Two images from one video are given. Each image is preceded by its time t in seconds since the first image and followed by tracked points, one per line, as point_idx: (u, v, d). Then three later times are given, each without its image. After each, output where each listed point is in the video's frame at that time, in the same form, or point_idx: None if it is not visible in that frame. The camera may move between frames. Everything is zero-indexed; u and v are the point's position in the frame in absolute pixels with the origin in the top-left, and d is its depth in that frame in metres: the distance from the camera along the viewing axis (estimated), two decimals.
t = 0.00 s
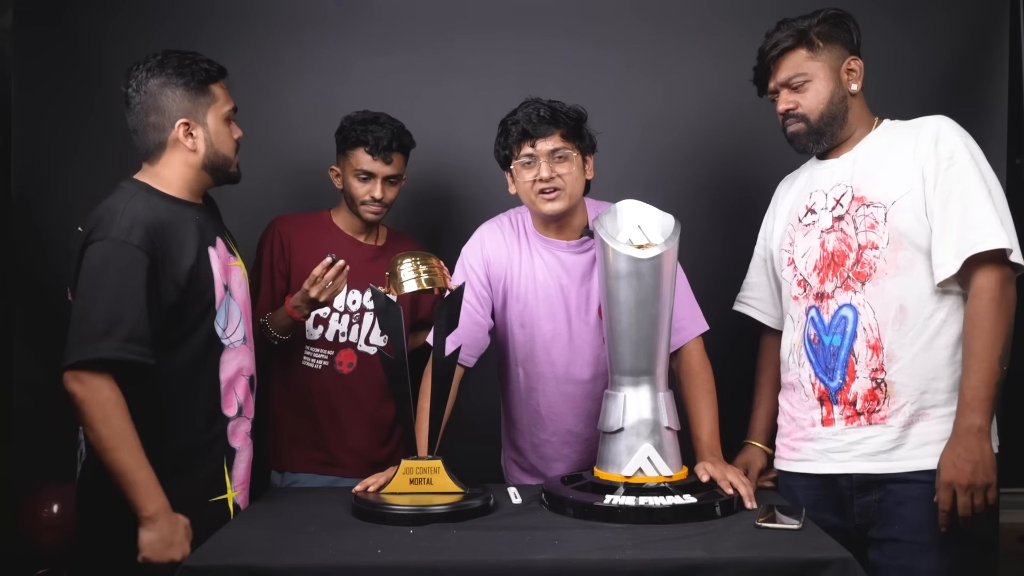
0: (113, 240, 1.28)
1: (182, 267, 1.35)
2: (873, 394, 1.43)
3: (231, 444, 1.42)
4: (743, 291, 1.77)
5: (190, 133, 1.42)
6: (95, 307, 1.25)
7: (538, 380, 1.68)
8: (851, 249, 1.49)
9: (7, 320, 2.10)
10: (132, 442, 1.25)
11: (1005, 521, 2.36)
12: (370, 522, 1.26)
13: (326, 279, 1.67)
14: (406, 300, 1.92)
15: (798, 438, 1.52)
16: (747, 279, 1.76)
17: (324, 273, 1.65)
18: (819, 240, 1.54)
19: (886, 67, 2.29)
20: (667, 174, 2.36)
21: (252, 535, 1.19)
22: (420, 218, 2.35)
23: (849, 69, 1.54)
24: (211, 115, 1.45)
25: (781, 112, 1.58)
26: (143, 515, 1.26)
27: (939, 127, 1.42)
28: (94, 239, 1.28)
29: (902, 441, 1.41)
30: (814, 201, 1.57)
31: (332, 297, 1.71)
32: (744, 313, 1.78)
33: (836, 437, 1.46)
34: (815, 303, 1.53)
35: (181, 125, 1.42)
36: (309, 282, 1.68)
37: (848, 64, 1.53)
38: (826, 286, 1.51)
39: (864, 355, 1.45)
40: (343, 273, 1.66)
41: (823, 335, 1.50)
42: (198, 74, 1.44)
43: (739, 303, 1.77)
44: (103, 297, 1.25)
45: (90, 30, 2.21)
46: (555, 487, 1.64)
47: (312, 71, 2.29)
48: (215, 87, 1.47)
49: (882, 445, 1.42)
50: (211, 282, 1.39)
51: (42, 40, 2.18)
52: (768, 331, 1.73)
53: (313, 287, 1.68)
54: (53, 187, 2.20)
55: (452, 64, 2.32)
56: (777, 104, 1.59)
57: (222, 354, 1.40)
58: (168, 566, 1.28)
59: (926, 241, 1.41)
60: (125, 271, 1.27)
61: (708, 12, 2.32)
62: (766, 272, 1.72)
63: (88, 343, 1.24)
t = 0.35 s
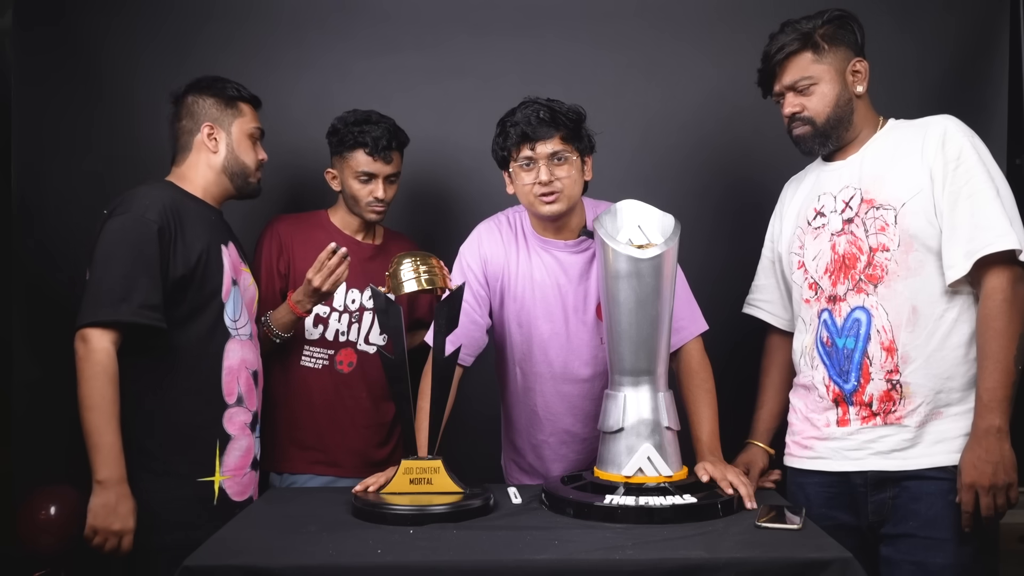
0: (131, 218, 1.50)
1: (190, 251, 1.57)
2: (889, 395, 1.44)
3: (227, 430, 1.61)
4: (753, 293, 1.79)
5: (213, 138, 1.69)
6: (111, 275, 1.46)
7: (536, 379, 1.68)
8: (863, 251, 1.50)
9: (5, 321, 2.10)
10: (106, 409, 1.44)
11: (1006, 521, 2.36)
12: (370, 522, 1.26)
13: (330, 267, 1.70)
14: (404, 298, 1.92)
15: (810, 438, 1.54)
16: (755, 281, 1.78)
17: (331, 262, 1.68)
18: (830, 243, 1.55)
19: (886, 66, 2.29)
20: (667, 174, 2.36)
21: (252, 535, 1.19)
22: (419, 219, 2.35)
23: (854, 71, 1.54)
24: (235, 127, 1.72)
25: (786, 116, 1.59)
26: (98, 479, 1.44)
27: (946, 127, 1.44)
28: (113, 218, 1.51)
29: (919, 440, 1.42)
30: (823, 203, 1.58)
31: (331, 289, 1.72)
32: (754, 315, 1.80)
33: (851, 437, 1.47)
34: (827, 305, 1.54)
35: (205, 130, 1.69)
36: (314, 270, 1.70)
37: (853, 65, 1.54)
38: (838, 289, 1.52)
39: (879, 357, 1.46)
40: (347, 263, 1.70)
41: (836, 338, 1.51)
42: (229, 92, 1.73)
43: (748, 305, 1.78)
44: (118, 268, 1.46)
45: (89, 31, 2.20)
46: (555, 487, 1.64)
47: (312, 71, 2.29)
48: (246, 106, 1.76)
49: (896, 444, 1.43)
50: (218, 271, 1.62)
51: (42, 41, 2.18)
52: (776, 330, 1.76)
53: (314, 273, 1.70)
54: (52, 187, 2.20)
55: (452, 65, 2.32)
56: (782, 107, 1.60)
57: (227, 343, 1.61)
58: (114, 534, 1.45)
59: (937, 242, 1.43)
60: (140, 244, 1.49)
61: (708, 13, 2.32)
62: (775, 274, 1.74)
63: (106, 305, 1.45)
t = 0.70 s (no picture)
0: (148, 196, 1.57)
1: (201, 234, 1.63)
2: (900, 396, 1.44)
3: (209, 421, 1.62)
4: (767, 292, 1.78)
5: (235, 148, 1.78)
6: (125, 247, 1.52)
7: (536, 379, 1.68)
8: (877, 252, 1.49)
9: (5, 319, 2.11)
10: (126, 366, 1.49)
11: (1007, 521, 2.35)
12: (370, 522, 1.26)
13: (313, 272, 1.68)
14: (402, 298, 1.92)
15: (823, 437, 1.54)
16: (771, 281, 1.78)
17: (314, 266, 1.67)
18: (845, 243, 1.55)
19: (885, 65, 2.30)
20: (667, 174, 2.36)
21: (251, 535, 1.19)
22: (420, 218, 2.35)
23: (873, 72, 1.54)
24: (261, 143, 1.79)
25: (803, 115, 1.58)
26: (132, 437, 1.49)
27: (963, 127, 1.43)
28: (132, 196, 1.58)
29: (930, 442, 1.42)
30: (839, 203, 1.58)
31: (317, 296, 1.70)
32: (768, 313, 1.79)
33: (863, 437, 1.47)
34: (839, 305, 1.54)
35: (230, 140, 1.78)
36: (300, 276, 1.69)
37: (872, 67, 1.54)
38: (852, 289, 1.52)
39: (892, 357, 1.46)
40: (333, 269, 1.69)
41: (849, 338, 1.51)
42: (265, 113, 1.82)
43: (764, 304, 1.78)
44: (132, 240, 1.52)
45: (88, 32, 2.20)
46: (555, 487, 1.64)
47: (313, 71, 2.29)
48: (280, 129, 1.84)
49: (908, 446, 1.43)
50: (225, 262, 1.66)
51: (42, 42, 2.18)
52: (787, 328, 1.75)
53: (299, 280, 1.69)
54: (53, 189, 2.20)
55: (453, 65, 2.32)
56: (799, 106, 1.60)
57: (222, 334, 1.63)
58: (158, 487, 1.51)
59: (951, 243, 1.42)
60: (154, 220, 1.55)
61: (708, 13, 2.32)
62: (791, 273, 1.73)
63: (119, 274, 1.50)
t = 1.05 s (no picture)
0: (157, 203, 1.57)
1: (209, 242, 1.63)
2: (938, 396, 1.44)
3: (210, 424, 1.62)
4: (798, 281, 1.74)
5: (228, 150, 1.78)
6: (136, 253, 1.52)
7: (536, 377, 1.68)
8: (922, 248, 1.47)
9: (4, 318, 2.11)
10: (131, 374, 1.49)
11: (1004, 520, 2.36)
12: (370, 522, 1.26)
13: (298, 270, 1.68)
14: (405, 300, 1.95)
15: (854, 436, 1.52)
16: (803, 269, 1.74)
17: (300, 265, 1.68)
18: (886, 236, 1.53)
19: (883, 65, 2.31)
20: (667, 174, 2.36)
21: (251, 535, 1.19)
22: (420, 218, 2.35)
23: (924, 60, 1.50)
24: (252, 142, 1.78)
25: (849, 99, 1.55)
26: (128, 444, 1.49)
27: (1017, 126, 1.43)
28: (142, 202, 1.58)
29: (969, 443, 1.42)
30: (883, 195, 1.55)
31: (305, 295, 1.70)
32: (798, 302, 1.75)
33: (898, 437, 1.46)
34: (877, 300, 1.52)
35: (224, 143, 1.78)
36: (287, 274, 1.69)
37: (924, 55, 1.50)
38: (893, 284, 1.50)
39: (932, 356, 1.45)
40: (317, 267, 1.69)
41: (887, 334, 1.49)
42: (258, 113, 1.81)
43: (794, 293, 1.74)
44: (142, 248, 1.52)
45: (88, 32, 2.20)
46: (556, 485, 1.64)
47: (312, 70, 2.29)
48: (274, 127, 1.82)
49: (946, 448, 1.43)
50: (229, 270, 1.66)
51: (42, 41, 2.18)
52: (818, 317, 1.71)
53: (286, 278, 1.69)
54: (53, 189, 2.20)
55: (452, 64, 2.32)
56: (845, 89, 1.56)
57: (224, 338, 1.62)
58: (149, 497, 1.51)
59: (998, 244, 1.41)
60: (164, 227, 1.55)
61: (708, 12, 2.32)
62: (826, 262, 1.69)
63: (130, 280, 1.50)
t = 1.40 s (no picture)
0: (141, 209, 1.56)
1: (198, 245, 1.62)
2: (998, 395, 1.40)
3: (206, 428, 1.63)
4: (835, 268, 1.68)
5: (214, 147, 1.77)
6: (121, 264, 1.52)
7: (532, 378, 1.67)
8: (987, 244, 1.43)
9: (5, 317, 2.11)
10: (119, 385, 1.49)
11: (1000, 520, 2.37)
12: (370, 522, 1.26)
13: (314, 263, 1.70)
14: (407, 300, 1.94)
15: (906, 433, 1.47)
16: (842, 255, 1.67)
17: (315, 257, 1.69)
18: (946, 230, 1.46)
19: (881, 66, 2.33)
20: (666, 174, 2.36)
21: (252, 535, 1.19)
22: (420, 218, 2.35)
23: (996, 50, 1.44)
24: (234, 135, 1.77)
25: (915, 84, 1.47)
26: (122, 455, 1.49)
27: None
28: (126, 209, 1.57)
29: None
30: (942, 186, 1.48)
31: (318, 287, 1.72)
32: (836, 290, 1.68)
33: (954, 436, 1.41)
34: (934, 294, 1.46)
35: (210, 140, 1.77)
36: (302, 266, 1.71)
37: (996, 44, 1.43)
38: (954, 279, 1.44)
39: (993, 356, 1.40)
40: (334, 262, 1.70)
41: (947, 331, 1.44)
42: (239, 104, 1.79)
43: (833, 279, 1.67)
44: (128, 258, 1.52)
45: (89, 33, 2.20)
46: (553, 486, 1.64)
47: (313, 71, 2.29)
48: (255, 116, 1.79)
49: (1003, 447, 1.39)
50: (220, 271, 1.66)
51: (42, 42, 2.18)
52: (861, 307, 1.63)
53: (301, 270, 1.71)
54: (52, 189, 2.20)
55: (453, 65, 2.32)
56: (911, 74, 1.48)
57: (218, 342, 1.63)
58: (146, 505, 1.50)
59: None
60: (149, 234, 1.55)
61: (708, 13, 2.32)
62: (872, 251, 1.62)
63: (116, 291, 1.50)
